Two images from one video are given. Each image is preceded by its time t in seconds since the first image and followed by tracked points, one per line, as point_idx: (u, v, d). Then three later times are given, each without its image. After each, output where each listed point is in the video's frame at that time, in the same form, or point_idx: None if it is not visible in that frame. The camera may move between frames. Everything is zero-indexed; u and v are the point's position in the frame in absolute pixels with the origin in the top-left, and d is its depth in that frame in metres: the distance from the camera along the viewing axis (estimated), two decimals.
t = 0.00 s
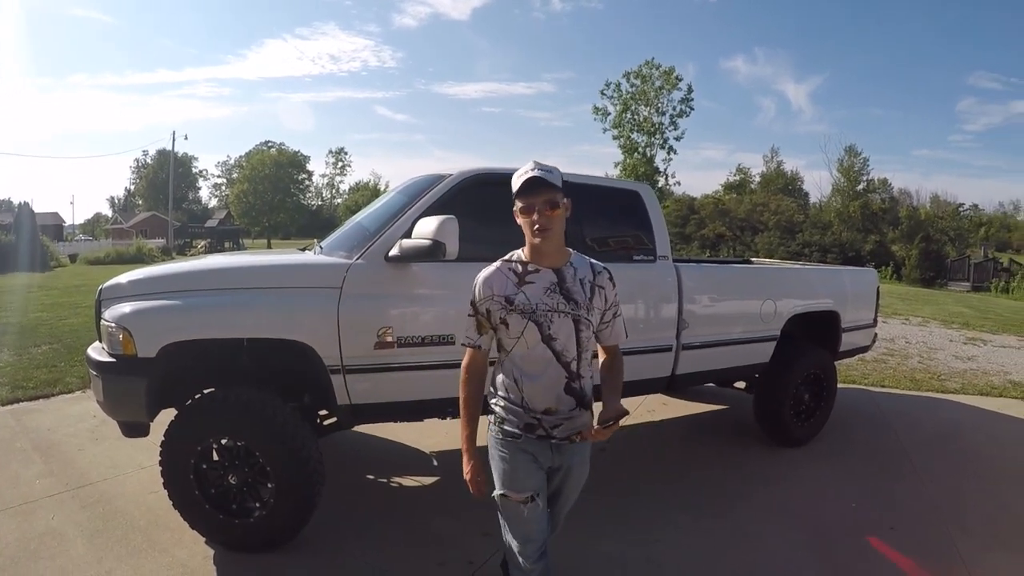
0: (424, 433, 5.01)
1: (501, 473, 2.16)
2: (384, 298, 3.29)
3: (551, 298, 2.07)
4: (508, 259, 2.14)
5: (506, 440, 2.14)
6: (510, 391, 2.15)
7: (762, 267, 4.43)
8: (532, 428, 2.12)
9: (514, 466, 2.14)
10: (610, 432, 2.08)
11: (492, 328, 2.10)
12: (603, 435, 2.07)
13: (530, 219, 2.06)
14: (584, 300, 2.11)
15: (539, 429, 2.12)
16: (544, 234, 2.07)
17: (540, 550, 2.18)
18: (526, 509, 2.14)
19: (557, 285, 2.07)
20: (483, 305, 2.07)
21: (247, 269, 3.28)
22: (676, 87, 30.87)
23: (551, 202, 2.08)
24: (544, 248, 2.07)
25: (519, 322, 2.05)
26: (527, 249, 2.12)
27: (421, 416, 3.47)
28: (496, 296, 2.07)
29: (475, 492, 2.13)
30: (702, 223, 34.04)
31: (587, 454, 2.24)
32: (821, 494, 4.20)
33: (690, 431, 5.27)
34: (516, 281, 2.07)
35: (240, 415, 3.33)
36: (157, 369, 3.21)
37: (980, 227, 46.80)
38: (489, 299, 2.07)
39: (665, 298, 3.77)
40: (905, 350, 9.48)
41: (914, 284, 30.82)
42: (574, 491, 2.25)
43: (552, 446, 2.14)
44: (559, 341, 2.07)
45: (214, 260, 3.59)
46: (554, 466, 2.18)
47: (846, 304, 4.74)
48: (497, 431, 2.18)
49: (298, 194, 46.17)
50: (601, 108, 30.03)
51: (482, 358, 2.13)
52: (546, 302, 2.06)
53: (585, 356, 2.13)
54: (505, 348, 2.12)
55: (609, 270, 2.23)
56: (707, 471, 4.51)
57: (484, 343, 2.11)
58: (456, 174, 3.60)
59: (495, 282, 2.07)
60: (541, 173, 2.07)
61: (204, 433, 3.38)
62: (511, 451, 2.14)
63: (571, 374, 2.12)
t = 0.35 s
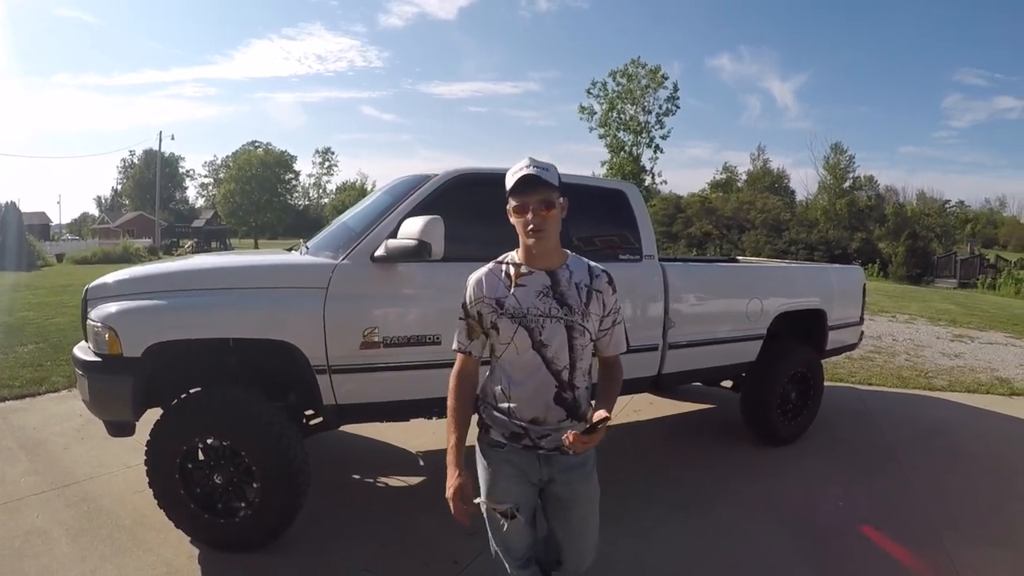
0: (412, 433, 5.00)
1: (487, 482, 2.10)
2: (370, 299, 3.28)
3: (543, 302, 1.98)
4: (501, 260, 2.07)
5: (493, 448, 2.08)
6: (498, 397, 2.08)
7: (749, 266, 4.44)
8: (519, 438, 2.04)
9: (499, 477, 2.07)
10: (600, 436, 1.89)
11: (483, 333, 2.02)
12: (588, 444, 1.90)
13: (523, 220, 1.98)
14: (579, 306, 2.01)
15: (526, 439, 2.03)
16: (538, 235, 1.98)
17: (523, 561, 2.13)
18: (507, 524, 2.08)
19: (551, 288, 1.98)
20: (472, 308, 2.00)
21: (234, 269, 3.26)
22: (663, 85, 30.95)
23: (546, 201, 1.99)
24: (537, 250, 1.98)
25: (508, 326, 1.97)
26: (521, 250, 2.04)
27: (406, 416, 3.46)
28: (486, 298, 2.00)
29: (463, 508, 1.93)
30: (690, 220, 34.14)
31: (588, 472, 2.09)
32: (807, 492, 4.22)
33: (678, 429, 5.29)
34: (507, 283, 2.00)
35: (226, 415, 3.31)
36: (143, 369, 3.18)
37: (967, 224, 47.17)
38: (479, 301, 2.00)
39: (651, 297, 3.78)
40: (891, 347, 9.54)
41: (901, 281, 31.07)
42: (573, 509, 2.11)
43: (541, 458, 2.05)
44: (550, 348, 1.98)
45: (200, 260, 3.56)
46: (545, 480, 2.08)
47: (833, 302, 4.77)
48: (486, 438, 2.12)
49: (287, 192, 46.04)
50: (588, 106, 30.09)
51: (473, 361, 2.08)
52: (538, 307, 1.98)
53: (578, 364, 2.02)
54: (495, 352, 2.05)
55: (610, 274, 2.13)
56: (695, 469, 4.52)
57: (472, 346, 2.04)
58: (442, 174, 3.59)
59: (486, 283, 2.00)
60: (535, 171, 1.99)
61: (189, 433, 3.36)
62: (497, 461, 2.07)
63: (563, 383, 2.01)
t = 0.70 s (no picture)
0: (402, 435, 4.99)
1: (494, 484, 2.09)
2: (361, 300, 3.27)
3: (554, 306, 1.95)
4: (519, 260, 2.05)
5: (500, 451, 2.06)
6: (507, 399, 2.06)
7: (739, 268, 4.45)
8: (526, 442, 2.02)
9: (506, 480, 2.05)
10: (603, 455, 1.89)
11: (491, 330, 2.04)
12: (592, 462, 1.88)
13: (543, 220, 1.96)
14: (592, 311, 1.97)
15: (533, 444, 2.01)
16: (557, 237, 1.96)
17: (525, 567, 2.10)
18: (509, 528, 2.06)
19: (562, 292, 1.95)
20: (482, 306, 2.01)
21: (225, 270, 3.24)
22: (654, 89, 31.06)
23: (566, 203, 1.97)
24: (555, 253, 1.96)
25: (516, 327, 1.96)
26: (538, 251, 2.02)
27: (396, 417, 3.45)
28: (497, 296, 2.01)
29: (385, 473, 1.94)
30: (682, 224, 34.24)
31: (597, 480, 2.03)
32: (798, 494, 4.23)
33: (669, 431, 5.29)
34: (519, 284, 1.99)
35: (215, 417, 3.29)
36: (132, 370, 3.16)
37: (958, 228, 47.52)
38: (489, 300, 2.01)
39: (641, 299, 3.78)
40: (881, 350, 9.57)
41: (892, 285, 31.29)
42: (582, 518, 2.05)
43: (549, 463, 2.01)
44: (558, 353, 1.95)
45: (190, 261, 3.54)
46: (554, 486, 2.04)
47: (822, 304, 4.78)
48: (494, 440, 2.10)
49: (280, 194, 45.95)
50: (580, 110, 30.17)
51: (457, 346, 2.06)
52: (548, 310, 1.95)
53: (588, 372, 1.97)
54: (505, 353, 2.05)
55: (631, 280, 2.06)
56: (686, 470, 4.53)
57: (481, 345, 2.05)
58: (432, 176, 3.58)
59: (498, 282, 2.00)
60: (558, 173, 1.97)
61: (178, 435, 3.34)
62: (505, 465, 2.05)
63: (571, 390, 1.97)
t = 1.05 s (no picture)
0: (392, 438, 4.97)
1: (514, 490, 2.09)
2: (349, 303, 3.25)
3: (582, 309, 1.97)
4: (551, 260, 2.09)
5: (524, 457, 2.06)
6: (532, 403, 2.08)
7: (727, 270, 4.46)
8: (549, 447, 2.02)
9: (527, 486, 2.05)
10: (628, 462, 1.90)
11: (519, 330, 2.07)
12: (618, 468, 1.90)
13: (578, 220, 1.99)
14: (620, 316, 1.99)
15: (557, 449, 2.01)
16: (591, 239, 1.99)
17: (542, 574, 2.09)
18: (528, 535, 2.06)
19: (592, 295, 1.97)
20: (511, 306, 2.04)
21: (215, 273, 3.22)
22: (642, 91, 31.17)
23: (603, 207, 2.00)
24: (587, 253, 1.99)
25: (543, 329, 1.99)
26: (571, 252, 2.05)
27: (384, 422, 3.43)
28: (526, 297, 2.04)
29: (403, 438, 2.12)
30: (671, 225, 34.34)
31: (620, 487, 2.03)
32: (787, 494, 4.24)
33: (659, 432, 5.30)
34: (549, 286, 2.02)
35: (202, 421, 3.27)
36: (119, 374, 3.13)
37: (946, 228, 47.88)
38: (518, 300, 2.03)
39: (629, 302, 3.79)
40: (870, 350, 9.63)
41: (881, 285, 31.50)
42: (603, 524, 2.05)
43: (572, 469, 2.02)
44: (584, 357, 1.96)
45: (179, 264, 3.51)
46: (577, 492, 2.04)
47: (810, 305, 4.80)
48: (517, 446, 2.11)
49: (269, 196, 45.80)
50: (569, 112, 30.25)
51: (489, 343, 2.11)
52: (576, 313, 1.97)
53: (614, 378, 1.98)
54: (532, 356, 2.07)
55: (661, 288, 2.08)
56: (678, 472, 4.53)
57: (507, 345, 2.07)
58: (421, 179, 3.58)
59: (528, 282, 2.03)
60: (596, 175, 2.00)
61: (165, 439, 3.32)
62: (528, 470, 2.05)
63: (596, 396, 1.97)
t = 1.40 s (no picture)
0: (380, 444, 4.94)
1: (536, 489, 2.10)
2: (335, 308, 3.24)
3: (602, 317, 2.01)
4: (572, 265, 2.12)
5: (547, 457, 2.08)
6: (553, 405, 2.11)
7: (712, 272, 4.48)
8: (571, 448, 2.05)
9: (551, 485, 2.07)
10: (645, 468, 1.91)
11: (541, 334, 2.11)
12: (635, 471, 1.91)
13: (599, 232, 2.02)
14: (639, 325, 2.02)
15: (577, 449, 2.04)
16: (611, 250, 2.02)
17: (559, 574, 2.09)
18: (548, 533, 2.05)
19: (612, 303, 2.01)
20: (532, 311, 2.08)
21: (201, 279, 3.20)
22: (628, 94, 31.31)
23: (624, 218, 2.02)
24: (608, 264, 2.02)
25: (564, 335, 2.03)
26: (591, 260, 2.08)
27: (370, 427, 3.41)
28: (548, 303, 2.09)
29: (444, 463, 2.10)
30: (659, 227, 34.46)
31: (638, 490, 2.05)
32: (777, 494, 4.26)
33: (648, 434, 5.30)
34: (570, 293, 2.06)
35: (188, 429, 3.24)
36: (105, 383, 3.10)
37: (931, 227, 48.33)
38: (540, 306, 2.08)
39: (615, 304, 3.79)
40: (857, 350, 9.69)
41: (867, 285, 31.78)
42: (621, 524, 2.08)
43: (594, 469, 2.04)
44: (604, 363, 2.00)
45: (165, 270, 3.48)
46: (598, 491, 2.06)
47: (795, 306, 4.83)
48: (541, 447, 2.13)
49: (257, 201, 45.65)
50: (555, 115, 30.33)
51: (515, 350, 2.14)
52: (596, 321, 2.01)
53: (633, 383, 2.02)
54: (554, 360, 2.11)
55: (681, 297, 2.11)
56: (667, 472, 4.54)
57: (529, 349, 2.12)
58: (405, 183, 3.57)
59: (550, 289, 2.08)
60: (617, 187, 2.01)
61: (152, 447, 3.29)
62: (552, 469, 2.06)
63: (615, 400, 2.01)
